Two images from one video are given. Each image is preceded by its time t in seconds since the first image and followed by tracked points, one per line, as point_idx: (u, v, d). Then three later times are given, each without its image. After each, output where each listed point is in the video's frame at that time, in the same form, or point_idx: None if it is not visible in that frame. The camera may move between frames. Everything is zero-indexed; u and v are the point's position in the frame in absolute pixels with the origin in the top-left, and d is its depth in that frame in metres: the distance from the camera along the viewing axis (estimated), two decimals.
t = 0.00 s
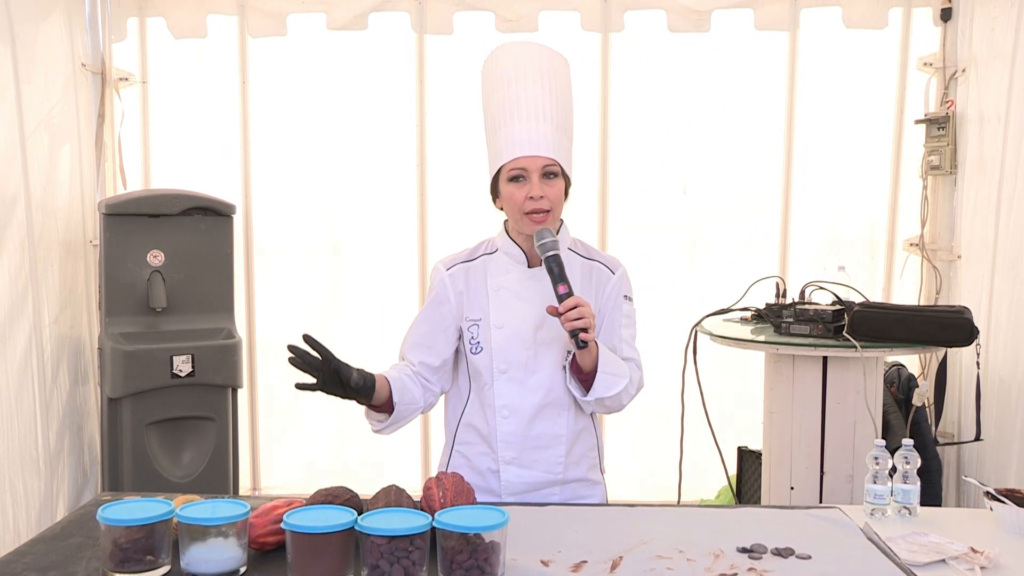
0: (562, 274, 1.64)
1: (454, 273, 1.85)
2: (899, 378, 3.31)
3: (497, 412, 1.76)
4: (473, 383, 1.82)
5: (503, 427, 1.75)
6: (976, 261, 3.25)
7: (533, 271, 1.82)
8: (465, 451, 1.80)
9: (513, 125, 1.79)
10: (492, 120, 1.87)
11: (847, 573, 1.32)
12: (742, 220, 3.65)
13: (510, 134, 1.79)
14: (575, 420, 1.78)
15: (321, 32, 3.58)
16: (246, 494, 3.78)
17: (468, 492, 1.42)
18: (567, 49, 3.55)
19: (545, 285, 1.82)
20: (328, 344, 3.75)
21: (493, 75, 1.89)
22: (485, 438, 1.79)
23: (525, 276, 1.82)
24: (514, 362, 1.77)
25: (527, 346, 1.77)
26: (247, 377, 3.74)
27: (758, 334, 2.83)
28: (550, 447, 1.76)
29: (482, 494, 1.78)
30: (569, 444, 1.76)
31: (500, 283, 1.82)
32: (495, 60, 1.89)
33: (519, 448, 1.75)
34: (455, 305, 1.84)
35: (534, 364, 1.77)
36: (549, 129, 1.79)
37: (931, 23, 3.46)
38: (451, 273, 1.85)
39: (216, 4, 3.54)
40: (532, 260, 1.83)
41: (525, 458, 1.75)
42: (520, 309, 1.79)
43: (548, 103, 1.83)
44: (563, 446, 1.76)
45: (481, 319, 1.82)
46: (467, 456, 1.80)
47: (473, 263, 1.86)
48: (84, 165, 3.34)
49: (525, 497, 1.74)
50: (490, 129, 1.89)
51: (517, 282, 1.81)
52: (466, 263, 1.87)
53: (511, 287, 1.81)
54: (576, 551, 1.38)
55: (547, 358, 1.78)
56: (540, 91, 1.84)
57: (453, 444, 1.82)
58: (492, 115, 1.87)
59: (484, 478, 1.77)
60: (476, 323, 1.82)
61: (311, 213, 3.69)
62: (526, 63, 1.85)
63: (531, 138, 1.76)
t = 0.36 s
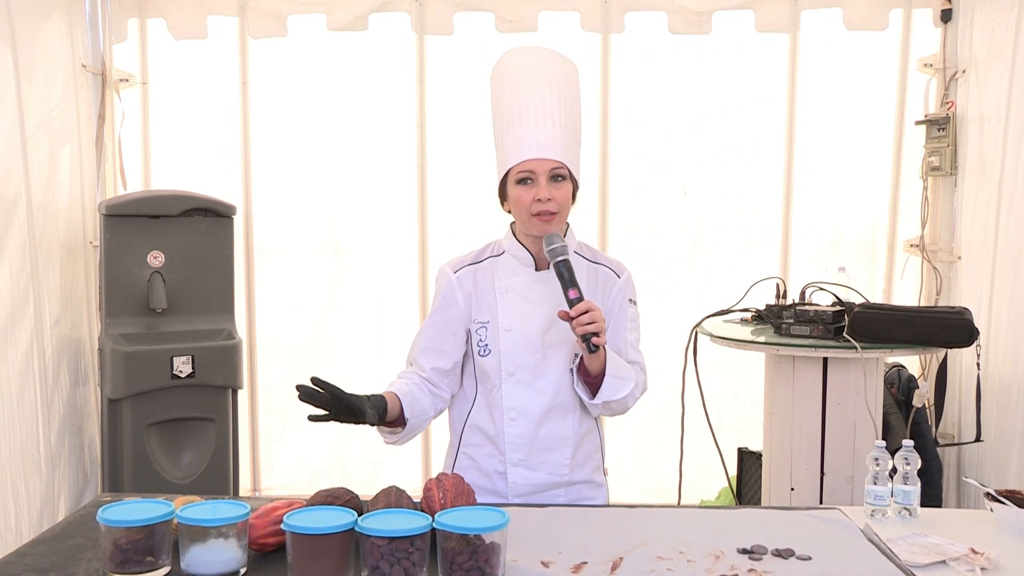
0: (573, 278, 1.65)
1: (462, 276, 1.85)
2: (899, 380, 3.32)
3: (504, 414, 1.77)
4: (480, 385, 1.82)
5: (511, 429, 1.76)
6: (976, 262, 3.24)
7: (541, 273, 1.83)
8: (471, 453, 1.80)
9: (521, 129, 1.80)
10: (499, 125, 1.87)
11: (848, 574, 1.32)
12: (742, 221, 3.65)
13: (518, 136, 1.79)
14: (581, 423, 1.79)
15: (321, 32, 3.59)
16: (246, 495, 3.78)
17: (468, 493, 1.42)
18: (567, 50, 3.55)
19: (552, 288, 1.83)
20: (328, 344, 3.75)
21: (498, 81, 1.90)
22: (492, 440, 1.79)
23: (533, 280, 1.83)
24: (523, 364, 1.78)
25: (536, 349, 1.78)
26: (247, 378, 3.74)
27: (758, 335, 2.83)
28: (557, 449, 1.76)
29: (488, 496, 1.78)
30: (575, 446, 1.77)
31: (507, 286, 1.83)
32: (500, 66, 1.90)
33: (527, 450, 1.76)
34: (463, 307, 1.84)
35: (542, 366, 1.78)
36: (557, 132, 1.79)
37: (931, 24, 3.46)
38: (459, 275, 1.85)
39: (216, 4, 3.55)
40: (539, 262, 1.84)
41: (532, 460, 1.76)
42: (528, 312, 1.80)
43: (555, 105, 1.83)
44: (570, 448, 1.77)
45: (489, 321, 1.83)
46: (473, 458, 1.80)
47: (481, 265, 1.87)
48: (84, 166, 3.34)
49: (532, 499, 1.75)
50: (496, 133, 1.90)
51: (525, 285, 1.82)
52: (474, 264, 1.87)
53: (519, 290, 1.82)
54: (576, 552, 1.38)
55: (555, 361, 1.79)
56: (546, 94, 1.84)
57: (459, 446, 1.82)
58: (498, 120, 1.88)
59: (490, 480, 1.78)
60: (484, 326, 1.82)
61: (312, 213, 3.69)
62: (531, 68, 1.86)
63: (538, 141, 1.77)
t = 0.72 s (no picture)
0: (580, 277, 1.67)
1: (468, 275, 1.85)
2: (899, 380, 3.32)
3: (511, 413, 1.77)
4: (486, 385, 1.82)
5: (518, 428, 1.76)
6: (976, 262, 3.24)
7: (548, 274, 1.85)
8: (477, 453, 1.80)
9: (528, 129, 1.80)
10: (506, 124, 1.87)
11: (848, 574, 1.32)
12: (742, 221, 3.65)
13: (525, 138, 1.79)
14: (587, 422, 1.81)
15: (321, 33, 3.58)
16: (246, 495, 3.78)
17: (468, 493, 1.42)
18: (566, 50, 3.55)
19: (558, 288, 1.84)
20: (328, 345, 3.75)
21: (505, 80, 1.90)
22: (498, 440, 1.79)
23: (539, 280, 1.84)
24: (530, 363, 1.78)
25: (543, 348, 1.79)
26: (247, 378, 3.74)
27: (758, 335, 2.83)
28: (563, 449, 1.77)
29: (495, 496, 1.77)
30: (581, 445, 1.79)
31: (514, 286, 1.83)
32: (508, 66, 1.90)
33: (534, 449, 1.76)
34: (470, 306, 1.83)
35: (549, 365, 1.79)
36: (564, 132, 1.79)
37: (931, 24, 3.46)
38: (465, 275, 1.85)
39: (216, 4, 3.54)
40: (546, 262, 1.85)
41: (539, 459, 1.76)
42: (536, 311, 1.81)
43: (562, 107, 1.83)
44: (576, 447, 1.78)
45: (496, 320, 1.83)
46: (479, 458, 1.79)
47: (487, 264, 1.87)
48: (84, 166, 3.35)
49: (539, 498, 1.75)
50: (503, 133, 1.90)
51: (531, 285, 1.83)
52: (480, 264, 1.87)
53: (526, 290, 1.83)
54: (576, 552, 1.38)
55: (562, 360, 1.79)
56: (553, 95, 1.84)
57: (465, 446, 1.81)
58: (505, 119, 1.88)
59: (497, 480, 1.77)
60: (491, 325, 1.83)
61: (312, 213, 3.69)
62: (539, 68, 1.85)
63: (545, 141, 1.77)
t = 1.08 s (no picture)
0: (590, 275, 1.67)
1: (473, 272, 1.85)
2: (899, 381, 3.32)
3: (519, 411, 1.77)
4: (491, 382, 1.80)
5: (526, 426, 1.77)
6: (975, 263, 3.24)
7: (553, 273, 1.85)
8: (483, 453, 1.79)
9: (533, 129, 1.80)
10: (509, 126, 1.86)
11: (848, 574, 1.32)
12: (742, 222, 3.65)
13: (530, 137, 1.79)
14: (592, 421, 1.82)
15: (321, 33, 3.59)
16: (246, 495, 3.78)
17: (468, 493, 1.42)
18: (567, 50, 3.55)
19: (564, 287, 1.85)
20: (327, 344, 3.75)
21: (506, 87, 1.90)
22: (504, 438, 1.79)
23: (544, 279, 1.84)
24: (538, 361, 1.78)
25: (551, 346, 1.79)
26: (247, 378, 3.75)
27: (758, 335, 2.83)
28: (570, 446, 1.78)
29: (502, 496, 1.77)
30: (587, 443, 1.80)
31: (519, 284, 1.84)
32: (508, 71, 1.90)
33: (542, 447, 1.76)
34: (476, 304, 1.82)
35: (556, 363, 1.80)
36: (569, 132, 1.80)
37: (931, 25, 3.46)
38: (471, 273, 1.85)
39: (216, 4, 3.55)
40: (550, 262, 1.86)
41: (546, 457, 1.77)
42: (542, 309, 1.82)
43: (565, 109, 1.83)
44: (582, 445, 1.79)
45: (502, 318, 1.82)
46: (486, 458, 1.79)
47: (492, 262, 1.87)
48: (84, 165, 3.35)
49: (546, 497, 1.76)
50: (505, 136, 1.89)
51: (537, 284, 1.83)
52: (484, 263, 1.87)
53: (532, 288, 1.83)
54: (576, 552, 1.38)
55: (569, 358, 1.81)
56: (556, 97, 1.84)
57: (469, 446, 1.80)
58: (508, 122, 1.87)
59: (504, 479, 1.77)
60: (497, 322, 1.82)
61: (312, 213, 3.69)
62: (540, 73, 1.86)
63: (551, 139, 1.77)
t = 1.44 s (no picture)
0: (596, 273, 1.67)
1: (476, 272, 1.84)
2: (898, 381, 3.33)
3: (525, 410, 1.77)
4: (496, 383, 1.81)
5: (531, 425, 1.77)
6: (975, 262, 3.24)
7: (553, 274, 1.85)
8: (488, 453, 1.79)
9: (535, 132, 1.80)
10: (511, 127, 1.86)
11: (848, 573, 1.32)
12: (741, 222, 3.65)
13: (533, 140, 1.79)
14: (595, 419, 1.83)
15: (320, 33, 3.59)
16: (246, 495, 3.78)
17: (468, 493, 1.42)
18: (566, 50, 3.55)
19: (566, 286, 1.85)
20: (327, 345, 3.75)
21: (507, 85, 1.89)
22: (510, 438, 1.79)
23: (546, 278, 1.84)
24: (543, 360, 1.79)
25: (555, 345, 1.80)
26: (247, 378, 3.75)
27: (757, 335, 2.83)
28: (575, 445, 1.79)
29: (509, 495, 1.77)
30: (591, 442, 1.81)
31: (521, 284, 1.84)
32: (509, 69, 1.89)
33: (548, 446, 1.77)
34: (478, 304, 1.82)
35: (560, 362, 1.80)
36: (571, 135, 1.80)
37: (930, 25, 3.46)
38: (473, 272, 1.84)
39: (216, 4, 3.54)
40: (551, 263, 1.86)
41: (552, 456, 1.77)
42: (546, 308, 1.82)
43: (568, 112, 1.84)
44: (586, 443, 1.80)
45: (506, 318, 1.82)
46: (492, 458, 1.78)
47: (493, 262, 1.87)
48: (83, 166, 3.35)
49: (553, 496, 1.76)
50: (506, 136, 1.88)
51: (539, 283, 1.83)
52: (485, 263, 1.87)
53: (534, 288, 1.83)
54: (575, 552, 1.38)
55: (573, 357, 1.81)
56: (559, 100, 1.84)
57: (475, 447, 1.80)
58: (510, 122, 1.86)
59: (511, 479, 1.77)
60: (501, 322, 1.82)
61: (312, 212, 3.69)
62: (542, 74, 1.86)
63: (555, 143, 1.77)
